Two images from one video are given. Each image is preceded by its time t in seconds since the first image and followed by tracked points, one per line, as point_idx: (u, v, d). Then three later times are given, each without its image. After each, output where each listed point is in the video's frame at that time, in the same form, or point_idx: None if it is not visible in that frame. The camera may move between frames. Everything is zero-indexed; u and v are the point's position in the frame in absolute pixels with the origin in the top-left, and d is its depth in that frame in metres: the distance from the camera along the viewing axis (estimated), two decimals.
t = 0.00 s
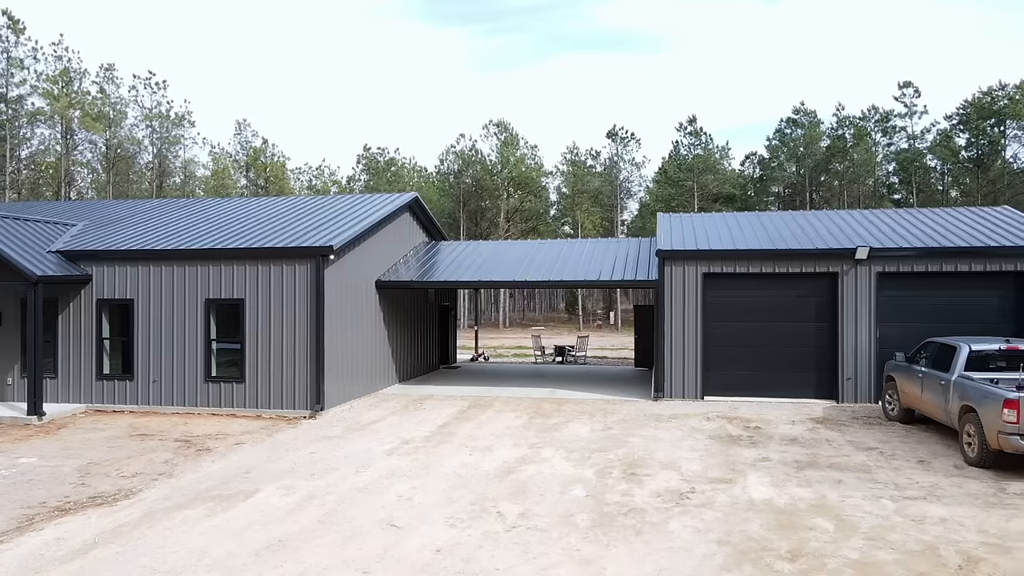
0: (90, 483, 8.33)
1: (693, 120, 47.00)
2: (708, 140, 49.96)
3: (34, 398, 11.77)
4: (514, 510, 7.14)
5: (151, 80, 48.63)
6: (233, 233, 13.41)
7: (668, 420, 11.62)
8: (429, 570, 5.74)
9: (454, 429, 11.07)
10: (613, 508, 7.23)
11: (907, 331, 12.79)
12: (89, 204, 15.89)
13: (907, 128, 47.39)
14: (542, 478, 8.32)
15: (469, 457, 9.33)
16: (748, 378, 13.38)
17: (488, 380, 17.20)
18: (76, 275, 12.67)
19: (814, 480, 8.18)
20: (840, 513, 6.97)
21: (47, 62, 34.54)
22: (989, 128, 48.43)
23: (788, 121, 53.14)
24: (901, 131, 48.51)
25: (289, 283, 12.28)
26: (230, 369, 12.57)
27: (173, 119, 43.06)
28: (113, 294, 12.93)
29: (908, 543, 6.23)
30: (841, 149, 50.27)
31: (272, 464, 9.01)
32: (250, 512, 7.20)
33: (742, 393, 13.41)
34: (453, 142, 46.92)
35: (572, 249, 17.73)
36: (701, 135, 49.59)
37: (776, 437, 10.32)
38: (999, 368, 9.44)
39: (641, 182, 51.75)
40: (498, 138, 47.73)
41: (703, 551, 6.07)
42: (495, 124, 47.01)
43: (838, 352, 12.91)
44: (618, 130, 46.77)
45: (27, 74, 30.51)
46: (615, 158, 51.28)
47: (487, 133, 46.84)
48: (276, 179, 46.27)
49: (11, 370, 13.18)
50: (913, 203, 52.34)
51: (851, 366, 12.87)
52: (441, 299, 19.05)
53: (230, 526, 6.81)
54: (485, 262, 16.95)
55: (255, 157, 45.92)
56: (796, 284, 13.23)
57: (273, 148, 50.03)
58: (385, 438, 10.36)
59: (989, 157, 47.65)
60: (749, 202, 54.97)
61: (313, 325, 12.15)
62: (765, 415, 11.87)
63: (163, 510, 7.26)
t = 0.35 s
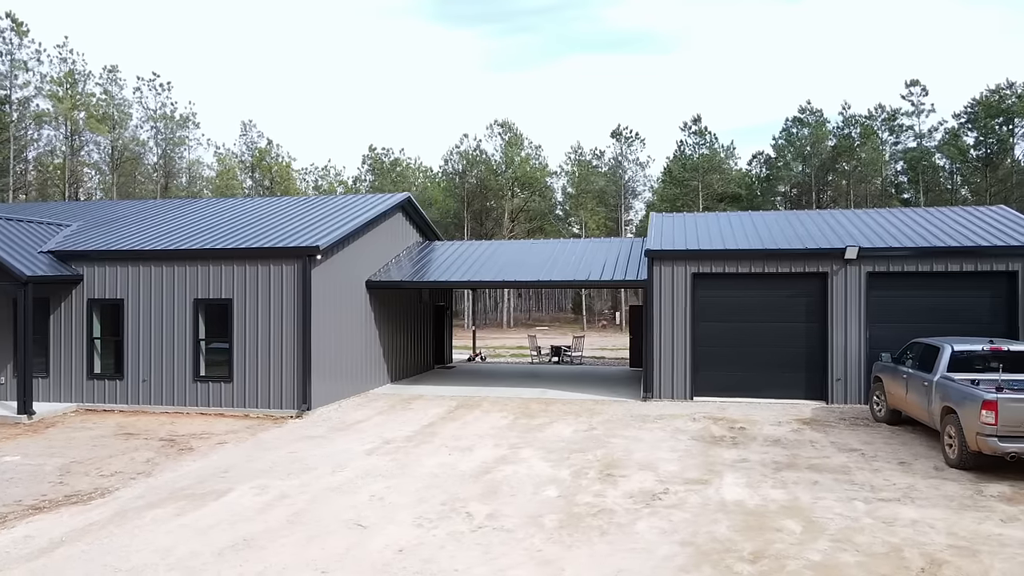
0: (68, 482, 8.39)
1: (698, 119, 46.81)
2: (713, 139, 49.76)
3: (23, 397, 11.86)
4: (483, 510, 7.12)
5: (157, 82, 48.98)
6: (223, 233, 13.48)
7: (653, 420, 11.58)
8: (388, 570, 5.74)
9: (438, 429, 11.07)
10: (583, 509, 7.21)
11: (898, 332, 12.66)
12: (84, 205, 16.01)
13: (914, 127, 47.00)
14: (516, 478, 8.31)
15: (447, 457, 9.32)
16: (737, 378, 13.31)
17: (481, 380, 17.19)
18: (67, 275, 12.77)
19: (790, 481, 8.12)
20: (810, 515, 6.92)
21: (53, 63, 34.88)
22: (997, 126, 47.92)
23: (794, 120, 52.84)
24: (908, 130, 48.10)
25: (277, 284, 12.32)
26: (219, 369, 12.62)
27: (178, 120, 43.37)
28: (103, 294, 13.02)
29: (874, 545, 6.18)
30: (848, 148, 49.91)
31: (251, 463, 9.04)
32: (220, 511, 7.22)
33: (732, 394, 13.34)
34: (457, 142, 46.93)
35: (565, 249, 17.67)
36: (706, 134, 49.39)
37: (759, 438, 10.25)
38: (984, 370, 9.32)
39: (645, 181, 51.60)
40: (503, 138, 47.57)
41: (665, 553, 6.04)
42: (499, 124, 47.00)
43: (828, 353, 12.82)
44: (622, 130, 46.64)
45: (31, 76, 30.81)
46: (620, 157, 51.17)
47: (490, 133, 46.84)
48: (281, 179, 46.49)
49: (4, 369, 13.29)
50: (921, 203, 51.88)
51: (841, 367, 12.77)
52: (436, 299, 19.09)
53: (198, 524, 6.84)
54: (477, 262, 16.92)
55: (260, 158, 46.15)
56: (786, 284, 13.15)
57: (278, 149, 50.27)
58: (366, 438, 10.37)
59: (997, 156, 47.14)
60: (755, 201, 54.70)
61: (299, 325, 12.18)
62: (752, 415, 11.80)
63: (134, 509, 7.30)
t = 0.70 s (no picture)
0: (47, 481, 8.45)
1: (703, 119, 46.61)
2: (719, 139, 49.51)
3: (14, 396, 11.96)
4: (452, 511, 7.11)
5: (164, 84, 49.31)
6: (213, 233, 13.54)
7: (639, 421, 11.52)
8: (347, 570, 5.75)
9: (421, 429, 11.07)
10: (553, 510, 7.18)
11: (888, 332, 12.56)
12: (80, 206, 16.14)
13: (921, 126, 46.55)
14: (490, 478, 8.29)
15: (426, 457, 9.32)
16: (726, 379, 13.25)
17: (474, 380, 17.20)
18: (59, 275, 12.88)
19: (765, 482, 8.07)
20: (779, 517, 6.87)
21: (60, 65, 35.16)
22: (1007, 125, 47.38)
23: (801, 120, 52.51)
24: (916, 129, 47.65)
25: (264, 284, 12.37)
26: (208, 368, 12.68)
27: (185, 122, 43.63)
28: (94, 294, 13.12)
29: (839, 548, 6.13)
30: (855, 147, 49.53)
31: (229, 463, 9.07)
32: (191, 511, 7.25)
33: (721, 394, 13.28)
34: (462, 142, 46.94)
35: (560, 249, 17.62)
36: (711, 134, 49.17)
37: (741, 439, 10.19)
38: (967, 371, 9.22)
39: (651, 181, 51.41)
40: (508, 137, 47.49)
41: (627, 555, 6.01)
42: (503, 124, 46.98)
43: (818, 353, 12.72)
44: (627, 129, 46.48)
45: (36, 78, 31.06)
46: (625, 157, 51.05)
47: (495, 133, 46.81)
48: (286, 180, 46.63)
49: None
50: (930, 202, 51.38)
51: (830, 367, 12.68)
52: (430, 299, 19.12)
53: (167, 524, 6.86)
54: (471, 262, 16.89)
55: (265, 158, 46.34)
56: (776, 284, 13.07)
57: (284, 149, 50.47)
58: (348, 438, 10.38)
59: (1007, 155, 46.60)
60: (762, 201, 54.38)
61: (287, 326, 12.22)
62: (738, 416, 11.74)
63: (107, 508, 7.34)
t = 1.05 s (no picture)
0: (25, 478, 8.54)
1: (709, 118, 46.39)
2: (725, 138, 49.25)
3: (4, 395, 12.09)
4: (418, 510, 7.12)
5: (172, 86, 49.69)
6: (202, 233, 13.62)
7: (623, 421, 11.49)
8: (302, 568, 5.76)
9: (404, 429, 11.09)
10: (519, 510, 7.18)
11: (877, 333, 12.45)
12: (75, 207, 16.30)
13: (930, 124, 46.06)
14: (463, 478, 8.30)
15: (403, 457, 9.33)
16: (714, 379, 13.19)
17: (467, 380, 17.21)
18: (50, 276, 13.00)
19: (738, 483, 8.02)
20: (746, 518, 6.83)
21: (65, 68, 35.51)
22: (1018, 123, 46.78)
23: (808, 118, 52.14)
24: (925, 127, 47.17)
25: (251, 284, 12.43)
26: (196, 368, 12.77)
27: (191, 123, 43.95)
28: (85, 294, 13.24)
29: (800, 550, 6.08)
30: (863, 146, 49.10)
31: (207, 462, 9.13)
32: (160, 508, 7.30)
33: (709, 395, 13.22)
34: (467, 142, 46.97)
35: (552, 249, 17.58)
36: (717, 133, 48.93)
37: (722, 440, 10.14)
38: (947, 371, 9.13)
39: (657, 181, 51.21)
40: (513, 137, 47.48)
41: (585, 555, 6.00)
42: (508, 124, 46.97)
43: (806, 354, 12.64)
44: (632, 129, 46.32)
45: (41, 80, 31.35)
46: (630, 157, 50.90)
47: (500, 133, 46.81)
48: (292, 181, 46.85)
49: None
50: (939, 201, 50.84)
51: (819, 368, 12.59)
52: (425, 299, 19.15)
53: (134, 522, 6.91)
54: (463, 262, 16.88)
55: (272, 159, 46.58)
56: (764, 284, 12.99)
57: (290, 150, 50.71)
58: (330, 437, 10.41)
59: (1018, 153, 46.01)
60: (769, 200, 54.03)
61: (273, 325, 12.28)
62: (723, 417, 11.67)
63: (79, 506, 7.41)
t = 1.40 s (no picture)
0: (7, 476, 8.63)
1: (714, 117, 46.21)
2: (731, 137, 49.03)
3: None
4: (388, 510, 7.13)
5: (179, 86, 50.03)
6: (193, 234, 13.70)
7: (609, 422, 11.45)
8: (264, 567, 5.78)
9: (389, 428, 11.11)
10: (490, 510, 7.18)
11: (867, 333, 12.37)
12: (72, 207, 16.45)
13: (938, 123, 45.64)
14: (439, 478, 8.31)
15: (383, 456, 9.35)
16: (704, 379, 13.15)
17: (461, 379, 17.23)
18: (43, 275, 13.13)
19: (714, 484, 7.99)
20: (715, 520, 6.80)
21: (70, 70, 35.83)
22: None
23: (816, 117, 51.81)
24: (933, 125, 46.74)
25: (240, 284, 12.50)
26: (187, 367, 12.86)
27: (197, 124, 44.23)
28: (78, 294, 13.35)
29: (765, 551, 6.05)
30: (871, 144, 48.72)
31: (189, 461, 9.18)
32: (134, 507, 7.34)
33: (699, 395, 13.18)
34: (471, 142, 47.01)
35: (547, 249, 17.56)
36: (723, 132, 48.73)
37: (705, 440, 10.10)
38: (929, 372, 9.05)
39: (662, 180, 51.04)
40: (517, 137, 47.47)
41: (548, 555, 5.99)
42: (513, 124, 46.96)
43: (795, 354, 12.57)
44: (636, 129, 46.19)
45: (47, 81, 31.62)
46: (636, 156, 50.77)
47: (504, 133, 46.81)
48: (297, 181, 47.05)
49: None
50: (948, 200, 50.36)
51: (808, 368, 12.52)
52: (420, 299, 19.19)
53: (107, 519, 6.96)
54: (457, 262, 16.89)
55: (277, 160, 46.80)
56: (753, 284, 12.93)
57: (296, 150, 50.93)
58: (313, 437, 10.45)
59: None
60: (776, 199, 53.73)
61: (261, 325, 12.35)
62: (710, 417, 11.62)
63: (54, 504, 7.47)
